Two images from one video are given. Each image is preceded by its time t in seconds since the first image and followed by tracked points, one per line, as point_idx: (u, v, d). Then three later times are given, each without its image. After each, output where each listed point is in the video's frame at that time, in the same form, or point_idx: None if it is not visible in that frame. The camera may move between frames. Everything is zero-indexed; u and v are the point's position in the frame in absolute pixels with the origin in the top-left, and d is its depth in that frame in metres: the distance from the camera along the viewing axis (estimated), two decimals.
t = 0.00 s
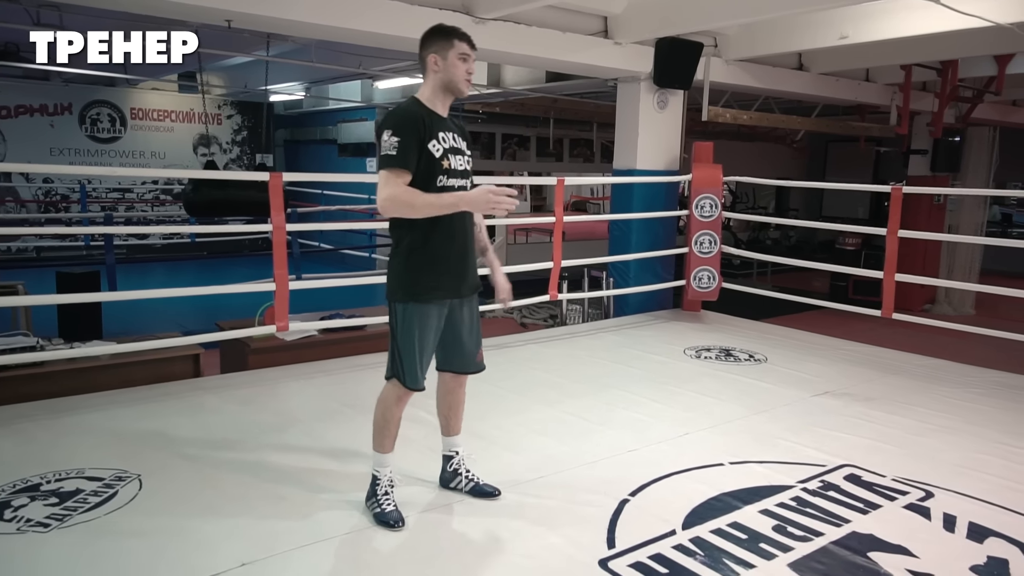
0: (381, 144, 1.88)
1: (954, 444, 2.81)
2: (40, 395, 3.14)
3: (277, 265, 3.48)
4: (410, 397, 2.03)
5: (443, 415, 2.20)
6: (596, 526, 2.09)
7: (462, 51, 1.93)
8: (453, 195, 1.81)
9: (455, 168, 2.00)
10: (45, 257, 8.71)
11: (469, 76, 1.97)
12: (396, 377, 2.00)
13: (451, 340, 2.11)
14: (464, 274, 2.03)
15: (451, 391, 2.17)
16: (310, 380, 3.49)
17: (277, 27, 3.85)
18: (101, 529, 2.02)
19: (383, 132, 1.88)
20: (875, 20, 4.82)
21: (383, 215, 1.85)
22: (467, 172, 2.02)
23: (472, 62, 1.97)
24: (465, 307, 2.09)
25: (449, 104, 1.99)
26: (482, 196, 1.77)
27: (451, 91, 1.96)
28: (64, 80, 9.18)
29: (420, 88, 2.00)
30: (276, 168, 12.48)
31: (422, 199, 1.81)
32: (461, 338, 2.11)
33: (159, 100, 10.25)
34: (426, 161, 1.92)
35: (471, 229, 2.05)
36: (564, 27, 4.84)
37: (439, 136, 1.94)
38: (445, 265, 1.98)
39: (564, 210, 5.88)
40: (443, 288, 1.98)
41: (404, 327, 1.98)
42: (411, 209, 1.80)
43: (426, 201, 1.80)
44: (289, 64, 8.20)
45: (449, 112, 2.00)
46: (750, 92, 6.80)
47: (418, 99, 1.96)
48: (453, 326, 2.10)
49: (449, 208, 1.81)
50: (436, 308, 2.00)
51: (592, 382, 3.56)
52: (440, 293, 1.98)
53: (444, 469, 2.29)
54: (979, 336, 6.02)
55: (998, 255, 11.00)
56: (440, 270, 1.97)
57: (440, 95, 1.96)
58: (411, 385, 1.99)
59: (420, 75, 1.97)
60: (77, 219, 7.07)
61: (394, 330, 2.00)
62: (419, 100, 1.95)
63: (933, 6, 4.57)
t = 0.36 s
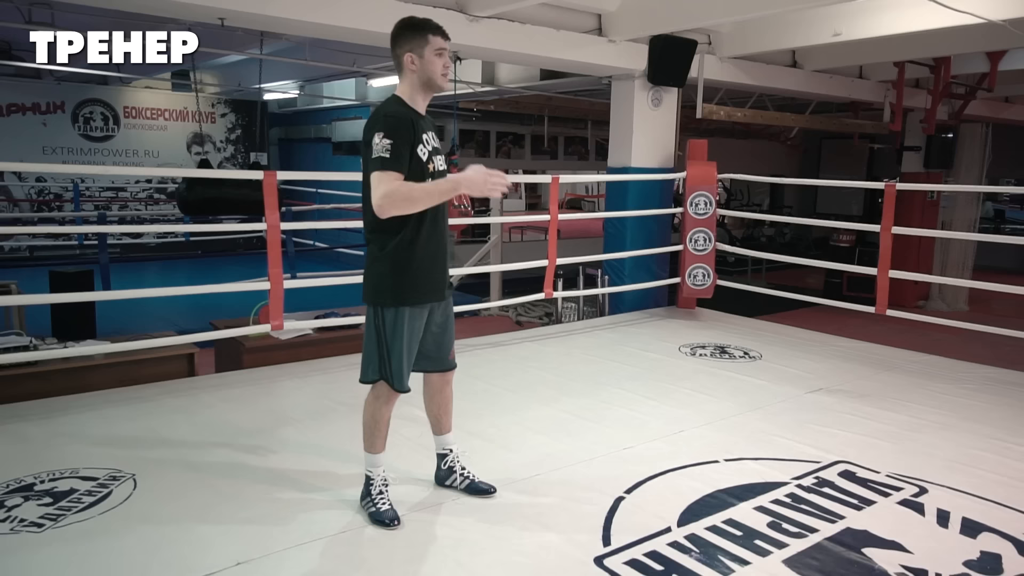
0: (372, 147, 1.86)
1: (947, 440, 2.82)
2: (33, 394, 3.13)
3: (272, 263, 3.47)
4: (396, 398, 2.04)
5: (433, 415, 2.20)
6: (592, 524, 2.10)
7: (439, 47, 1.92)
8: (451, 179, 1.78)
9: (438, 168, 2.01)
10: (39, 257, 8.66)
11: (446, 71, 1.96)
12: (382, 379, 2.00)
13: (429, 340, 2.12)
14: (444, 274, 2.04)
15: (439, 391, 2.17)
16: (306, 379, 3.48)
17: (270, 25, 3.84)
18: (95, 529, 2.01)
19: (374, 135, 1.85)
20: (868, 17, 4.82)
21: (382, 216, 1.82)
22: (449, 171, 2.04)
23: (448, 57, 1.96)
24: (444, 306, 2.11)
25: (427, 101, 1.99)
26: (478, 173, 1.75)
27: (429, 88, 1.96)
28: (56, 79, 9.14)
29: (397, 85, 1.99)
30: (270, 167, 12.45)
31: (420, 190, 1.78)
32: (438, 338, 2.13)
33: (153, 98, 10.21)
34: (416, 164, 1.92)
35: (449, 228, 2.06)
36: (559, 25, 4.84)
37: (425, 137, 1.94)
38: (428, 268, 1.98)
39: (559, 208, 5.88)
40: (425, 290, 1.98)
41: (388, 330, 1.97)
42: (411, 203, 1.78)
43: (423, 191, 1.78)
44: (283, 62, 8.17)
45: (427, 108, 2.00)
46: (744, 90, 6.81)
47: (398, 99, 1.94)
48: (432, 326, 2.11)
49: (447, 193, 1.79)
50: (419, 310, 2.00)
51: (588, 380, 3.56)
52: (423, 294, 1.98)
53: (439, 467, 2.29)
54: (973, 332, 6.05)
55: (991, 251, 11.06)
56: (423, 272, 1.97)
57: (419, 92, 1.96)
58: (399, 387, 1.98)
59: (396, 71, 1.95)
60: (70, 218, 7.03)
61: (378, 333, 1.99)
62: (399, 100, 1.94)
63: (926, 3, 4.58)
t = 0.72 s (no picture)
0: (375, 152, 1.86)
1: (952, 439, 2.81)
2: (37, 395, 3.14)
3: (274, 264, 3.47)
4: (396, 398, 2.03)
5: (436, 415, 2.20)
6: (595, 524, 2.09)
7: (442, 51, 1.91)
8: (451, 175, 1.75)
9: (439, 167, 2.01)
10: (43, 257, 8.69)
11: (448, 75, 1.96)
12: (384, 380, 2.00)
13: (429, 340, 2.12)
14: (444, 274, 2.04)
15: (442, 390, 2.17)
16: (309, 379, 3.49)
17: (272, 25, 3.84)
18: (100, 529, 2.02)
19: (378, 141, 1.85)
20: (872, 14, 4.78)
21: (390, 222, 1.82)
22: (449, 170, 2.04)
23: (450, 61, 1.96)
24: (444, 306, 2.11)
25: (427, 101, 1.99)
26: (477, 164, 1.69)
27: (429, 91, 1.96)
28: (59, 80, 9.16)
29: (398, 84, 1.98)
30: (273, 167, 12.47)
31: (423, 194, 1.77)
32: (437, 337, 2.13)
33: (156, 99, 10.23)
34: (419, 167, 1.92)
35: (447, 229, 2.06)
36: (561, 24, 4.84)
37: (427, 138, 1.94)
38: (429, 268, 1.98)
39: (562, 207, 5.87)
40: (426, 290, 1.98)
41: (390, 330, 1.97)
42: (415, 208, 1.78)
43: (426, 194, 1.76)
44: (285, 62, 8.17)
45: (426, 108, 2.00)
46: (747, 88, 6.79)
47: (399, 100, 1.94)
48: (432, 326, 2.11)
49: (450, 190, 1.75)
50: (420, 311, 2.00)
51: (591, 379, 3.55)
52: (424, 295, 1.98)
53: (441, 467, 2.29)
54: (977, 330, 6.03)
55: (996, 249, 11.03)
56: (424, 272, 1.97)
57: (419, 93, 1.96)
58: (401, 388, 1.99)
59: (398, 70, 1.95)
60: (73, 218, 7.05)
61: (379, 334, 1.99)
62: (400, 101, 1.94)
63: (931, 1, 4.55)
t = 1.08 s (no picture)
0: (376, 146, 1.87)
1: (954, 436, 2.81)
2: (39, 391, 3.14)
3: (275, 261, 3.46)
4: (407, 393, 2.03)
5: (450, 412, 2.19)
6: (595, 520, 2.09)
7: (468, 60, 1.90)
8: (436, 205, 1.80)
9: (451, 166, 1.99)
10: (45, 254, 8.70)
11: (469, 85, 1.94)
12: (393, 374, 2.00)
13: (448, 338, 2.10)
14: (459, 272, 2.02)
15: (461, 388, 2.17)
16: (310, 376, 3.49)
17: (273, 22, 3.83)
18: (100, 526, 2.02)
19: (378, 135, 1.87)
20: (875, 11, 4.76)
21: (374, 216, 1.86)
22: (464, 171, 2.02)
23: (477, 70, 1.94)
24: (465, 303, 2.09)
25: (447, 104, 1.98)
26: (462, 213, 1.77)
27: (449, 94, 1.95)
28: (61, 77, 9.16)
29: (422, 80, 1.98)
30: (275, 164, 12.48)
31: (408, 207, 1.80)
32: (456, 335, 2.11)
33: (158, 96, 10.23)
34: (423, 163, 1.91)
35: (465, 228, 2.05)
36: (562, 20, 4.83)
37: (436, 136, 1.93)
38: (442, 264, 1.97)
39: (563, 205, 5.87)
40: (436, 285, 1.97)
41: (399, 325, 1.97)
42: (398, 215, 1.80)
43: (409, 210, 1.80)
44: (286, 59, 8.16)
45: (446, 110, 1.99)
46: (750, 85, 6.77)
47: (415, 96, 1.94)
48: (452, 323, 2.09)
49: (433, 220, 1.80)
50: (431, 306, 1.99)
51: (592, 377, 3.55)
52: (434, 290, 1.97)
53: (444, 464, 2.28)
54: (979, 328, 6.02)
55: (998, 247, 11.00)
56: (435, 268, 1.96)
57: (438, 95, 1.95)
58: (409, 382, 1.98)
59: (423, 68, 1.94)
60: (75, 215, 7.04)
61: (390, 329, 2.00)
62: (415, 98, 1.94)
63: None
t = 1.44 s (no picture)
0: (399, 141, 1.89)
1: (955, 430, 2.81)
2: (40, 387, 3.15)
3: (276, 256, 3.46)
4: (451, 384, 2.02)
5: (461, 406, 2.19)
6: (597, 515, 2.09)
7: (497, 58, 1.88)
8: (456, 197, 1.77)
9: (477, 164, 1.98)
10: (46, 250, 8.70)
11: (499, 84, 1.93)
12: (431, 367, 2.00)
13: (486, 326, 2.09)
14: (486, 260, 2.02)
15: (472, 382, 2.15)
16: (312, 371, 3.49)
17: (273, 17, 3.82)
18: (101, 522, 2.02)
19: (402, 130, 1.88)
20: (875, 4, 4.75)
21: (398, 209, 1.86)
22: (490, 168, 2.00)
23: (507, 69, 1.92)
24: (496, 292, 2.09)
25: (477, 103, 1.98)
26: (477, 199, 1.70)
27: (478, 93, 1.94)
28: (61, 73, 9.15)
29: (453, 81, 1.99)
30: (275, 160, 12.47)
31: (427, 199, 1.78)
32: (493, 323, 2.10)
33: (158, 91, 10.22)
34: (445, 158, 1.91)
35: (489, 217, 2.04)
36: (563, 15, 4.83)
37: (459, 133, 1.92)
38: (468, 253, 1.98)
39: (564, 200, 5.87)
40: (463, 273, 1.97)
41: (433, 316, 1.99)
42: (418, 206, 1.79)
43: (428, 202, 1.78)
44: (286, 54, 8.15)
45: (476, 109, 1.99)
46: (751, 79, 6.76)
47: (445, 95, 1.95)
48: (486, 313, 2.09)
49: (451, 211, 1.78)
50: (461, 295, 1.99)
51: (593, 371, 3.55)
52: (462, 278, 1.98)
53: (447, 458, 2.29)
54: (980, 322, 6.02)
55: (999, 241, 11.00)
56: (462, 258, 1.97)
57: (467, 94, 1.95)
58: (446, 371, 1.98)
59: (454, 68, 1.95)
60: (75, 211, 7.03)
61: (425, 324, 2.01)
62: (444, 97, 1.95)
63: None
